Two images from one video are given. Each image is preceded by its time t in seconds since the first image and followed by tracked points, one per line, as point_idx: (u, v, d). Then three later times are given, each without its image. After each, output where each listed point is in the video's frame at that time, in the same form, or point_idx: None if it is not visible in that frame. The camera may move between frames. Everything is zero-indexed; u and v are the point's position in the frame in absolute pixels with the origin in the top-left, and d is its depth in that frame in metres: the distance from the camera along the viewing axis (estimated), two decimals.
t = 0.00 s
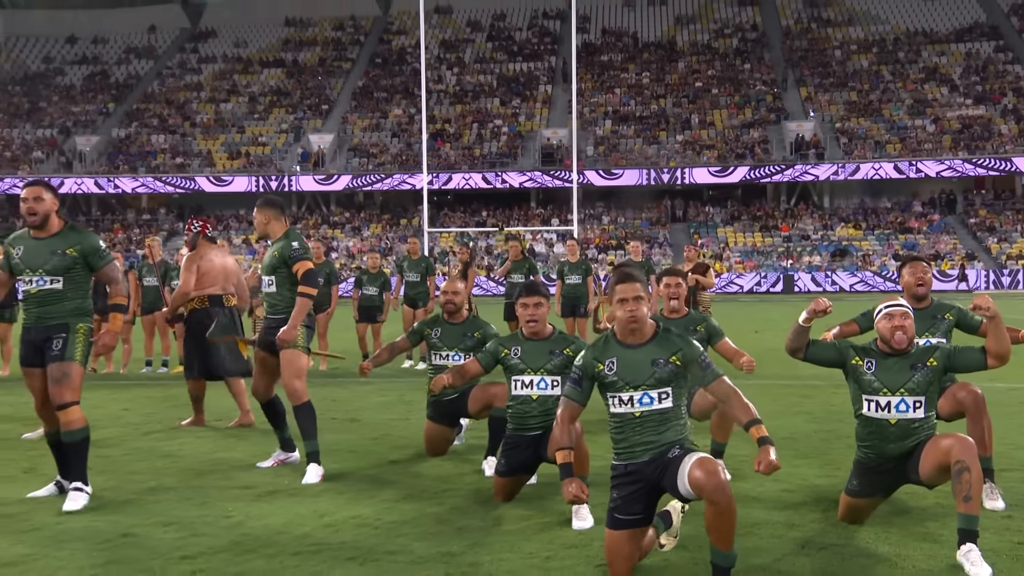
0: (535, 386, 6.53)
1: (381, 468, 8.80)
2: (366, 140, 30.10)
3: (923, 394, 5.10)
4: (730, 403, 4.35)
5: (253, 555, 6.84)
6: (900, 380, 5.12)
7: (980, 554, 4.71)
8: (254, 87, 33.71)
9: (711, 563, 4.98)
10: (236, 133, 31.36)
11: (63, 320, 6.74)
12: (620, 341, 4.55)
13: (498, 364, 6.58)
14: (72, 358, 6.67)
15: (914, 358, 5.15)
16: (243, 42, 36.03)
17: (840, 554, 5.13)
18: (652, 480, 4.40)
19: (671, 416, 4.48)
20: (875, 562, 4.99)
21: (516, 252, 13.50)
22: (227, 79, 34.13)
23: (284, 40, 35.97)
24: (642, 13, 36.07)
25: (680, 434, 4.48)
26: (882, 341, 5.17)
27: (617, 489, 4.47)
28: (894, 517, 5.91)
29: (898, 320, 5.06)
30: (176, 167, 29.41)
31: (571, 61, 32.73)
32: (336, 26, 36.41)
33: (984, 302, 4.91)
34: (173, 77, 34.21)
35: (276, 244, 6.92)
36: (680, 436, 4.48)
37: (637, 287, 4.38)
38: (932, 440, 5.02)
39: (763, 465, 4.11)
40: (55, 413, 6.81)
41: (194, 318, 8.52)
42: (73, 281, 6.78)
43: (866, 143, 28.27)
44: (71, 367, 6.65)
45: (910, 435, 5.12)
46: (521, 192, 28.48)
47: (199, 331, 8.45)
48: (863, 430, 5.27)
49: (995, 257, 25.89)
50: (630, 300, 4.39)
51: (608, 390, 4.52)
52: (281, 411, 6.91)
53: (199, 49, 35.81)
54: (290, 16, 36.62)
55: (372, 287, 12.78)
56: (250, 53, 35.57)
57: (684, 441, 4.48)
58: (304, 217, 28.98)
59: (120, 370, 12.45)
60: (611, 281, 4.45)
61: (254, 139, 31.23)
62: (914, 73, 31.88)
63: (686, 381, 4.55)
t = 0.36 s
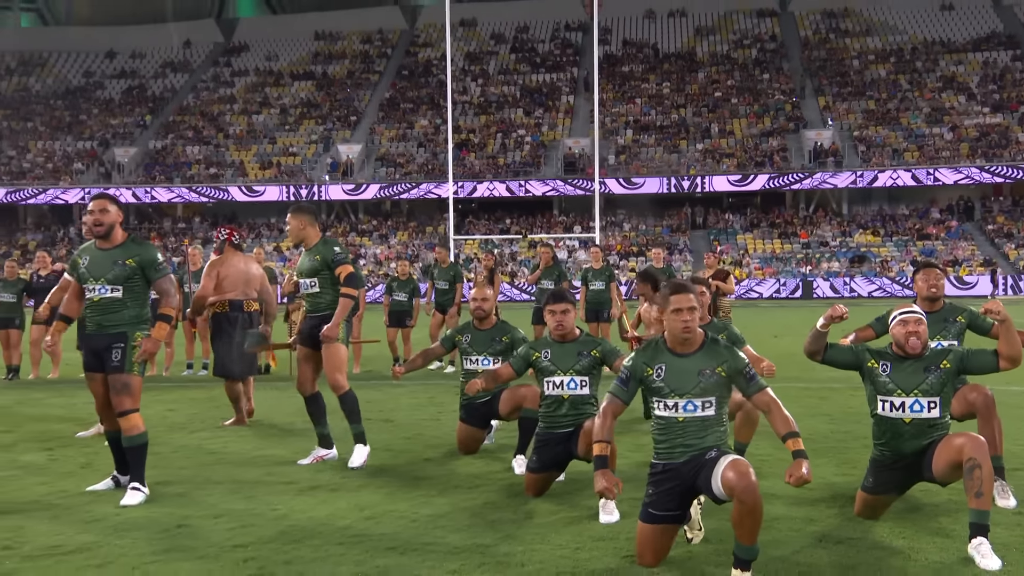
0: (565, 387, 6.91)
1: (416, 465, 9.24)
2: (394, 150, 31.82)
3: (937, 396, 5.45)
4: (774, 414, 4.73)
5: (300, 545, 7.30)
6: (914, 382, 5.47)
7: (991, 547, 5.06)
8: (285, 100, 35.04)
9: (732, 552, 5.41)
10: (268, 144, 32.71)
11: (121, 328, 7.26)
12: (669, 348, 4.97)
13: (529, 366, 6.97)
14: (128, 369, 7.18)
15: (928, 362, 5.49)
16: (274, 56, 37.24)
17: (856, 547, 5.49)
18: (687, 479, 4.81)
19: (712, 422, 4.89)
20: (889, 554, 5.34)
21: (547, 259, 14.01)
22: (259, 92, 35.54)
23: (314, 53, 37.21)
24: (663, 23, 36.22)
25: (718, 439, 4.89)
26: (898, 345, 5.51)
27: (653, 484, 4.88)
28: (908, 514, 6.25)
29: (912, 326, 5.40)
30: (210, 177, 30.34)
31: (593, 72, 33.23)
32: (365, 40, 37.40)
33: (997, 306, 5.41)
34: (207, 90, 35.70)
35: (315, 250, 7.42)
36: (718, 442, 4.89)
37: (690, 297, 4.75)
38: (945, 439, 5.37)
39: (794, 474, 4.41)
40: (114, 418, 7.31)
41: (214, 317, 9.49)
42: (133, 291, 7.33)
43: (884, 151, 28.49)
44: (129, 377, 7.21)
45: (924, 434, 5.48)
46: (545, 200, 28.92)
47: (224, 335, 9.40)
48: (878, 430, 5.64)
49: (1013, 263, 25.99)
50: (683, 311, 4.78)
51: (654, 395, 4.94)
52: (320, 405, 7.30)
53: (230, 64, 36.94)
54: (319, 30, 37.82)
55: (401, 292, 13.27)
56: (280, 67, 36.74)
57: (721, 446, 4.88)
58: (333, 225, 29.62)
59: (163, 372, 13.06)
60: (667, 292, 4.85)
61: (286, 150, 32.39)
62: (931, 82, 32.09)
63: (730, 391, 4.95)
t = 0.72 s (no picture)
0: (597, 381, 7.35)
1: (450, 454, 9.65)
2: (422, 152, 32.80)
3: (949, 388, 5.79)
4: (788, 400, 5.05)
5: (344, 528, 7.74)
6: (928, 375, 5.82)
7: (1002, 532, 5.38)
8: (317, 103, 36.99)
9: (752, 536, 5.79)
10: (301, 147, 34.31)
11: (179, 324, 7.81)
12: (690, 337, 5.41)
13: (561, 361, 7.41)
14: (186, 363, 7.71)
15: (941, 356, 5.84)
16: (306, 61, 39.58)
17: (873, 531, 5.82)
18: (705, 462, 5.22)
19: (730, 408, 5.29)
20: (904, 538, 5.66)
21: (576, 259, 14.37)
22: (292, 96, 37.38)
23: (343, 58, 39.34)
24: (686, 26, 36.71)
25: (735, 425, 5.28)
26: (912, 340, 5.86)
27: (675, 467, 5.32)
28: (925, 502, 6.55)
29: (926, 322, 5.73)
30: (244, 181, 31.31)
31: (616, 75, 33.83)
32: (393, 44, 39.60)
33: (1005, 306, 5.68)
34: (241, 95, 37.68)
35: (370, 254, 8.01)
36: (735, 427, 5.29)
37: (712, 291, 5.20)
38: (957, 429, 5.71)
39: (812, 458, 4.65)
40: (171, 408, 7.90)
41: (247, 318, 10.00)
42: (189, 289, 7.86)
43: (904, 150, 28.66)
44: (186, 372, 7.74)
45: (937, 425, 5.84)
46: (569, 201, 29.39)
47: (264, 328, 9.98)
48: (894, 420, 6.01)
49: None
50: (703, 302, 5.20)
51: (675, 380, 5.38)
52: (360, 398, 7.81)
53: (265, 68, 39.30)
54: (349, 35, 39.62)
55: (430, 291, 13.76)
56: (312, 71, 38.98)
57: (737, 431, 5.28)
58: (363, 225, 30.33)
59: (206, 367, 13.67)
60: (688, 284, 5.27)
61: (317, 152, 34.20)
62: (951, 81, 32.19)
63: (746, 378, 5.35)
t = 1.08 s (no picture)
0: (627, 380, 7.71)
1: (484, 448, 10.07)
2: (449, 156, 33.98)
3: (966, 384, 6.17)
4: (803, 392, 5.36)
5: (390, 516, 8.15)
6: (946, 371, 6.20)
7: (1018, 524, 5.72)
8: (346, 109, 38.23)
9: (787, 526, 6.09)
10: (332, 151, 35.40)
11: (226, 323, 8.33)
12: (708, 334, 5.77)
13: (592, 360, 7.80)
14: (232, 360, 8.22)
15: (959, 353, 6.21)
16: (336, 67, 40.89)
17: (892, 523, 6.18)
18: (724, 453, 5.55)
19: (748, 401, 5.62)
20: (923, 530, 6.00)
21: (600, 259, 14.66)
22: (323, 102, 38.77)
23: (373, 64, 40.60)
24: (708, 31, 37.02)
25: (754, 418, 5.61)
26: (930, 339, 6.24)
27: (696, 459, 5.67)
28: (943, 496, 6.89)
29: (944, 321, 6.10)
30: (276, 184, 32.13)
31: (639, 79, 34.51)
32: (420, 50, 40.93)
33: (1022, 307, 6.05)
34: (274, 101, 39.08)
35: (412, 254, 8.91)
36: (754, 420, 5.62)
37: (726, 290, 5.56)
38: (974, 425, 6.08)
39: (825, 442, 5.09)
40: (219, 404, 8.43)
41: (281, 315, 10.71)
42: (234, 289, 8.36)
43: (925, 152, 28.80)
44: (234, 368, 8.28)
45: (956, 420, 6.21)
46: (592, 202, 29.77)
47: (296, 325, 10.80)
48: (914, 416, 6.39)
49: None
50: (720, 299, 5.57)
51: (695, 374, 5.75)
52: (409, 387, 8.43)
53: (297, 74, 40.71)
54: (378, 41, 40.82)
55: (459, 291, 14.22)
56: (342, 77, 40.31)
57: (756, 423, 5.60)
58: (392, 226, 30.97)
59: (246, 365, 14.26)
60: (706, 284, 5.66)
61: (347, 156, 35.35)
62: (972, 84, 32.23)
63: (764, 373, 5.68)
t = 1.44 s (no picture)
0: (658, 381, 7.96)
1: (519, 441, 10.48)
2: (474, 162, 35.06)
3: (992, 382, 6.53)
4: (831, 395, 5.39)
5: (432, 511, 8.25)
6: (973, 370, 6.55)
7: None
8: (376, 116, 39.49)
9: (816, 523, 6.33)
10: (360, 157, 37.22)
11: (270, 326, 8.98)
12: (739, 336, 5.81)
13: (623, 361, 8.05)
14: (277, 354, 8.95)
15: (986, 353, 6.55)
16: (365, 76, 42.13)
17: (919, 520, 6.48)
18: (755, 453, 5.65)
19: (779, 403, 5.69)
20: (949, 527, 6.31)
21: (621, 262, 14.73)
22: (353, 110, 40.04)
23: (401, 73, 41.61)
24: (728, 40, 37.20)
25: (785, 420, 5.68)
26: (958, 339, 6.57)
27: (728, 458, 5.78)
28: (967, 495, 7.18)
29: (971, 321, 6.42)
30: (307, 189, 32.83)
31: (660, 86, 35.42)
32: (447, 59, 41.65)
33: None
34: (306, 110, 40.36)
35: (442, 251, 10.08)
36: (785, 421, 5.69)
37: (756, 295, 5.61)
38: (998, 424, 6.44)
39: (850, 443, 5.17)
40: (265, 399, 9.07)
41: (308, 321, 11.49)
42: (277, 293, 9.01)
43: (945, 157, 29.04)
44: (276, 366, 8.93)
45: (981, 416, 6.58)
46: (615, 208, 30.10)
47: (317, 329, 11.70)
48: (941, 412, 6.76)
49: None
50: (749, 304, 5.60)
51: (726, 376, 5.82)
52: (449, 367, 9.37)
53: (326, 84, 41.57)
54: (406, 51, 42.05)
55: (489, 294, 14.71)
56: (372, 86, 41.47)
57: (787, 425, 5.68)
58: (419, 232, 31.54)
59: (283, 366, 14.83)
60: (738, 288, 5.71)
61: (376, 163, 36.60)
62: (992, 90, 32.38)
63: (795, 375, 5.73)
